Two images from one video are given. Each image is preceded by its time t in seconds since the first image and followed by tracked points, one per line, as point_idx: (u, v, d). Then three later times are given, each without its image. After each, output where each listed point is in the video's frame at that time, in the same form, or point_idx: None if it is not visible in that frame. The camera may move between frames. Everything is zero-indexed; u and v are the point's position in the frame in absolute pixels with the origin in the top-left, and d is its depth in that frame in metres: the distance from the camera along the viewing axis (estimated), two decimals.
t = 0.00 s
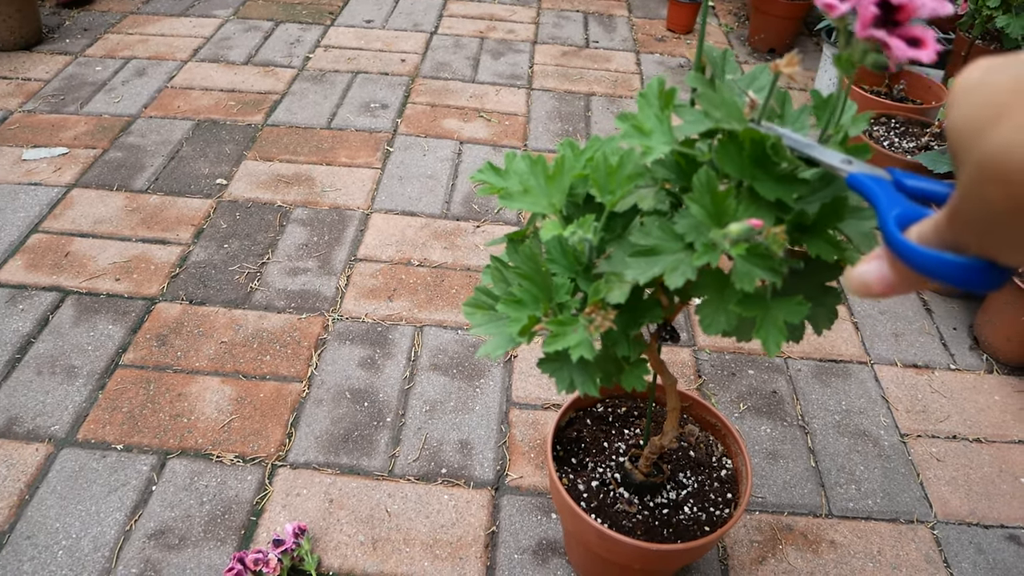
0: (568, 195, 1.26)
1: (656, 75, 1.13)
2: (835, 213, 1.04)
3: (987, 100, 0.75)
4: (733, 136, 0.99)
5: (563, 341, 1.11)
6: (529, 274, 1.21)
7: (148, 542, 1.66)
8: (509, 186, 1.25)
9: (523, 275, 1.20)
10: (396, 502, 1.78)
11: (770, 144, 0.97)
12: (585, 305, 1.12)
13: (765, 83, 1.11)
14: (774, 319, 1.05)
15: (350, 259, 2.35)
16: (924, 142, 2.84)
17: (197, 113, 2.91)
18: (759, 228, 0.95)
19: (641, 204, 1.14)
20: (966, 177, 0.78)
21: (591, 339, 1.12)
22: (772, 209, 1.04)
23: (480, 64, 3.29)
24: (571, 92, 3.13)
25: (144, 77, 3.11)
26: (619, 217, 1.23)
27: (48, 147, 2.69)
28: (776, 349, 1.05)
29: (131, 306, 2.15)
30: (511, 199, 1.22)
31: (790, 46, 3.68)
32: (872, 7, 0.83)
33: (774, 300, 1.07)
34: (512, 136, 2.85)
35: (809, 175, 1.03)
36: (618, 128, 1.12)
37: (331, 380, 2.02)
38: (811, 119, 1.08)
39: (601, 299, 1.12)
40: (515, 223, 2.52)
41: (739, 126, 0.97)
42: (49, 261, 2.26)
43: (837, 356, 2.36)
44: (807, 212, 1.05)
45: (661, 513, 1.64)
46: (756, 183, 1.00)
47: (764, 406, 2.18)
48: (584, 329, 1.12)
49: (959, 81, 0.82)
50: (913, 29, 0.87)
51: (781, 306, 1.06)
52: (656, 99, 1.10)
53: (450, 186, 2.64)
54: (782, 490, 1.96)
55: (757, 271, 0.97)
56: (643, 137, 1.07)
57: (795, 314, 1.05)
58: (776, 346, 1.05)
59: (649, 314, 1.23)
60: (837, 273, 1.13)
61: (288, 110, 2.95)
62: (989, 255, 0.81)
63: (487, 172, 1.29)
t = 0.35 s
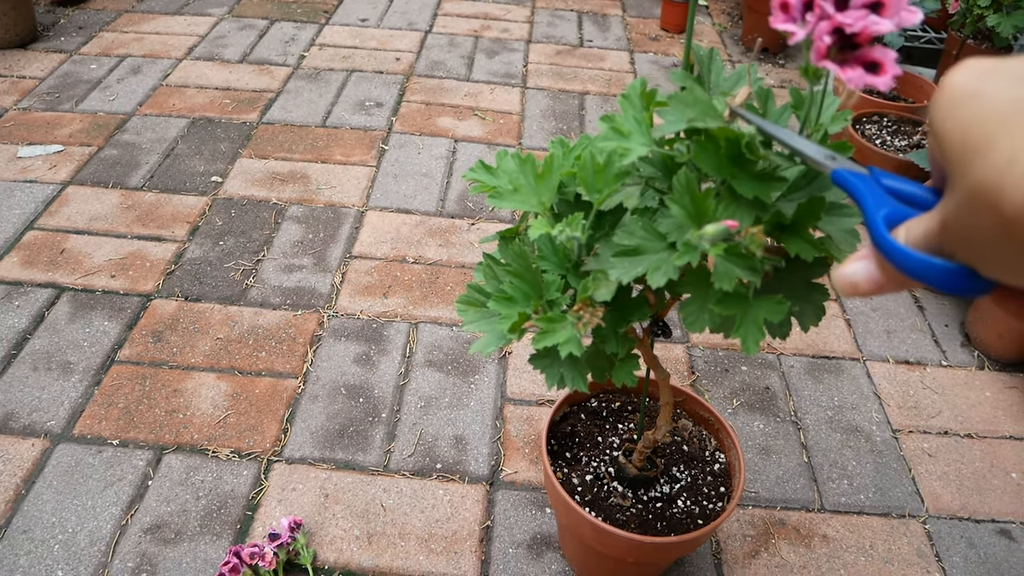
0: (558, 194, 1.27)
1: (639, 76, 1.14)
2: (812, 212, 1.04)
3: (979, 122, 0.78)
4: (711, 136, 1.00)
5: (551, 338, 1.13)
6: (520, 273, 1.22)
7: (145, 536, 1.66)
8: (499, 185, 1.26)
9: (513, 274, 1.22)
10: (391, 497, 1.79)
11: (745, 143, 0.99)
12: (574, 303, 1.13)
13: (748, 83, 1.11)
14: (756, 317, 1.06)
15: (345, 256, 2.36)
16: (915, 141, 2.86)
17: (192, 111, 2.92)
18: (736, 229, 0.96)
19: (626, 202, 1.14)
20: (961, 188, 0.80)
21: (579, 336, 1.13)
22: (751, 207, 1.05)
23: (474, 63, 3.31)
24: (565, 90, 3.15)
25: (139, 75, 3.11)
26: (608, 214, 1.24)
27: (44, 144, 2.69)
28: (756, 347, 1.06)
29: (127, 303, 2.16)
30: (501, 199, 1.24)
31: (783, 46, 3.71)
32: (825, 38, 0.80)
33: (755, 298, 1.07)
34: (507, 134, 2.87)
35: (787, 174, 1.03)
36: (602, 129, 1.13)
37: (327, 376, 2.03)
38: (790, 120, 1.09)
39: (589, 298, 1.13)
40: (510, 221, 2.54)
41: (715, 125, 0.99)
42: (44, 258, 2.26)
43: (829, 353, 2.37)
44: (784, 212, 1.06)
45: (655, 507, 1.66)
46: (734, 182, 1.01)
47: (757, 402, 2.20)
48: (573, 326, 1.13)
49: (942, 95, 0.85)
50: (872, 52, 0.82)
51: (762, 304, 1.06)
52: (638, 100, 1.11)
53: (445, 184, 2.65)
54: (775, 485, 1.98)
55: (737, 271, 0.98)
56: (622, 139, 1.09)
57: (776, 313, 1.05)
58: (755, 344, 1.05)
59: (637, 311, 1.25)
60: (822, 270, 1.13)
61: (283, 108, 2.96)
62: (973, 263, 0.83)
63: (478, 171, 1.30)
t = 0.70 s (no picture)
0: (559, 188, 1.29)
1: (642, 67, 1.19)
2: (820, 189, 1.05)
3: None
4: (722, 116, 1.02)
5: (558, 330, 1.13)
6: (523, 267, 1.22)
7: (145, 535, 1.67)
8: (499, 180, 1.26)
9: (517, 268, 1.21)
10: (390, 495, 1.80)
11: (759, 121, 1.01)
12: (581, 294, 1.15)
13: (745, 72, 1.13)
14: (768, 298, 1.07)
15: (343, 256, 2.37)
16: (910, 138, 2.88)
17: (189, 112, 2.92)
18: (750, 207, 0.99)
19: (630, 193, 1.17)
20: None
21: (586, 327, 1.14)
22: (761, 188, 1.07)
23: (471, 63, 3.32)
24: (561, 90, 3.17)
25: (136, 76, 3.12)
26: (609, 207, 1.25)
27: (41, 146, 2.70)
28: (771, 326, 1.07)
29: (125, 303, 2.16)
30: (503, 192, 1.24)
31: (778, 44, 3.72)
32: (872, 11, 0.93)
33: (765, 280, 1.09)
34: (503, 134, 2.88)
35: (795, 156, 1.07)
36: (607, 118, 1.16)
37: (325, 375, 2.04)
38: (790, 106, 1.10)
39: (595, 288, 1.15)
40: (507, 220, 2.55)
41: (728, 108, 1.02)
42: (42, 259, 2.27)
43: (825, 349, 2.39)
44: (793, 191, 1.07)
45: (652, 502, 1.66)
46: (744, 163, 1.03)
47: (754, 399, 2.21)
48: (580, 317, 1.14)
49: None
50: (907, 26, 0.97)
51: (772, 286, 1.08)
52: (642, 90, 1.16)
53: (442, 183, 2.66)
54: (772, 481, 1.99)
55: (748, 251, 1.02)
56: (634, 123, 1.12)
57: (786, 293, 1.07)
58: (770, 324, 1.06)
59: (642, 301, 1.24)
60: (823, 256, 1.17)
61: (279, 109, 2.97)
62: None
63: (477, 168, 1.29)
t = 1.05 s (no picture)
0: (558, 179, 1.30)
1: (643, 58, 1.19)
2: (819, 179, 1.07)
3: None
4: (723, 105, 1.04)
5: (556, 319, 1.14)
6: (523, 256, 1.22)
7: (147, 534, 1.68)
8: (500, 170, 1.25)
9: (516, 257, 1.22)
10: (391, 491, 1.81)
11: (762, 111, 1.02)
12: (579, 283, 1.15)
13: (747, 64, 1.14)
14: (765, 287, 1.08)
15: (342, 256, 2.38)
16: (909, 133, 2.89)
17: (189, 115, 2.94)
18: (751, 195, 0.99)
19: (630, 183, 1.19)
20: None
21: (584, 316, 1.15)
22: (761, 177, 1.08)
23: (469, 63, 3.34)
24: (560, 89, 3.18)
25: (136, 81, 3.14)
26: (609, 198, 1.28)
27: (42, 150, 2.72)
28: (769, 315, 1.08)
29: (127, 305, 2.18)
30: (503, 181, 1.24)
31: (776, 42, 3.73)
32: None
33: (764, 270, 1.10)
34: (501, 133, 2.90)
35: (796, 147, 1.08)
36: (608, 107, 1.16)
37: (326, 374, 2.05)
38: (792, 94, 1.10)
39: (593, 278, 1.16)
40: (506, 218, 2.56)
41: (730, 97, 1.03)
42: (44, 262, 2.28)
43: (825, 344, 2.39)
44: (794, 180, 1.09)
45: (652, 495, 1.67)
46: (746, 153, 1.04)
47: (754, 393, 2.21)
48: (578, 306, 1.15)
49: None
50: None
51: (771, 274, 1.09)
52: (644, 80, 1.16)
53: (442, 183, 2.68)
54: (773, 475, 2.00)
55: (747, 240, 1.03)
56: (636, 111, 1.11)
57: (785, 283, 1.08)
58: (768, 313, 1.07)
59: (642, 291, 1.24)
60: (820, 249, 1.19)
61: (279, 111, 2.98)
62: None
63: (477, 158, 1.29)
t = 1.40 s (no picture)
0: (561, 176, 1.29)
1: (640, 52, 1.19)
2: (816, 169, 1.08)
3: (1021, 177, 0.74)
4: (718, 96, 1.03)
5: (561, 316, 1.12)
6: (527, 254, 1.21)
7: (162, 534, 1.68)
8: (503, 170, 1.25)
9: (520, 255, 1.21)
10: (404, 490, 1.81)
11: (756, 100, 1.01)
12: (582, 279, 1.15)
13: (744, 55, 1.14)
14: (766, 279, 1.07)
15: (353, 256, 2.39)
16: (920, 127, 2.87)
17: (198, 117, 2.95)
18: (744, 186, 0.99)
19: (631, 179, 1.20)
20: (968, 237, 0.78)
21: (588, 312, 1.14)
22: (759, 168, 1.06)
23: (477, 63, 3.33)
24: (568, 88, 3.18)
25: (145, 84, 3.15)
26: (611, 195, 1.26)
27: (53, 153, 2.73)
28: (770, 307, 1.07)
29: (138, 306, 2.19)
30: (505, 180, 1.24)
31: (784, 38, 3.71)
32: None
33: (764, 261, 1.09)
34: (511, 132, 2.89)
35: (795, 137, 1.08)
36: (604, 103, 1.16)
37: (338, 374, 2.05)
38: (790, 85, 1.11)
39: (597, 273, 1.16)
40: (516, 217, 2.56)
41: (724, 87, 1.02)
42: (56, 265, 2.29)
43: (838, 340, 2.38)
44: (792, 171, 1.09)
45: (665, 493, 1.66)
46: (742, 143, 1.04)
47: (766, 390, 2.20)
48: (582, 302, 1.14)
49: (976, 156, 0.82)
50: None
51: (771, 266, 1.07)
52: (641, 75, 1.16)
53: (451, 183, 2.68)
54: (786, 472, 1.98)
55: (744, 232, 1.03)
56: (630, 106, 1.11)
57: (786, 273, 1.06)
58: (768, 304, 1.05)
59: (646, 286, 1.23)
60: (825, 240, 1.17)
61: (288, 112, 2.99)
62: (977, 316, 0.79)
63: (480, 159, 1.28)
